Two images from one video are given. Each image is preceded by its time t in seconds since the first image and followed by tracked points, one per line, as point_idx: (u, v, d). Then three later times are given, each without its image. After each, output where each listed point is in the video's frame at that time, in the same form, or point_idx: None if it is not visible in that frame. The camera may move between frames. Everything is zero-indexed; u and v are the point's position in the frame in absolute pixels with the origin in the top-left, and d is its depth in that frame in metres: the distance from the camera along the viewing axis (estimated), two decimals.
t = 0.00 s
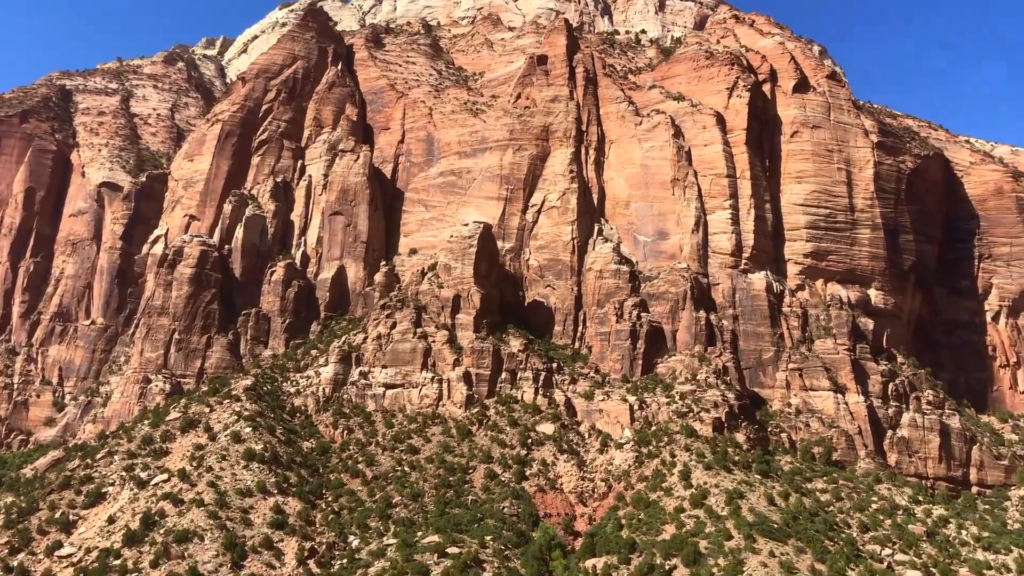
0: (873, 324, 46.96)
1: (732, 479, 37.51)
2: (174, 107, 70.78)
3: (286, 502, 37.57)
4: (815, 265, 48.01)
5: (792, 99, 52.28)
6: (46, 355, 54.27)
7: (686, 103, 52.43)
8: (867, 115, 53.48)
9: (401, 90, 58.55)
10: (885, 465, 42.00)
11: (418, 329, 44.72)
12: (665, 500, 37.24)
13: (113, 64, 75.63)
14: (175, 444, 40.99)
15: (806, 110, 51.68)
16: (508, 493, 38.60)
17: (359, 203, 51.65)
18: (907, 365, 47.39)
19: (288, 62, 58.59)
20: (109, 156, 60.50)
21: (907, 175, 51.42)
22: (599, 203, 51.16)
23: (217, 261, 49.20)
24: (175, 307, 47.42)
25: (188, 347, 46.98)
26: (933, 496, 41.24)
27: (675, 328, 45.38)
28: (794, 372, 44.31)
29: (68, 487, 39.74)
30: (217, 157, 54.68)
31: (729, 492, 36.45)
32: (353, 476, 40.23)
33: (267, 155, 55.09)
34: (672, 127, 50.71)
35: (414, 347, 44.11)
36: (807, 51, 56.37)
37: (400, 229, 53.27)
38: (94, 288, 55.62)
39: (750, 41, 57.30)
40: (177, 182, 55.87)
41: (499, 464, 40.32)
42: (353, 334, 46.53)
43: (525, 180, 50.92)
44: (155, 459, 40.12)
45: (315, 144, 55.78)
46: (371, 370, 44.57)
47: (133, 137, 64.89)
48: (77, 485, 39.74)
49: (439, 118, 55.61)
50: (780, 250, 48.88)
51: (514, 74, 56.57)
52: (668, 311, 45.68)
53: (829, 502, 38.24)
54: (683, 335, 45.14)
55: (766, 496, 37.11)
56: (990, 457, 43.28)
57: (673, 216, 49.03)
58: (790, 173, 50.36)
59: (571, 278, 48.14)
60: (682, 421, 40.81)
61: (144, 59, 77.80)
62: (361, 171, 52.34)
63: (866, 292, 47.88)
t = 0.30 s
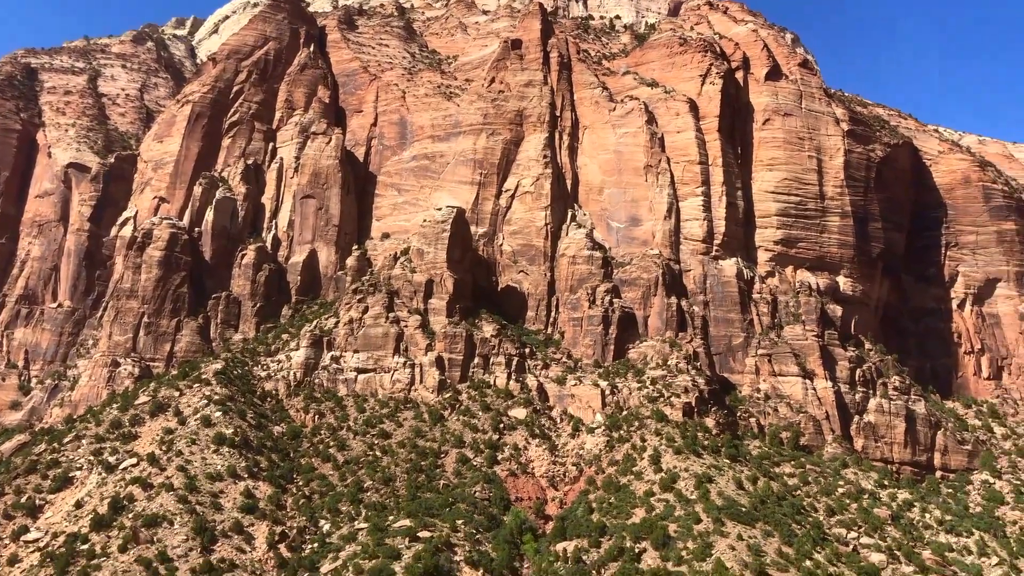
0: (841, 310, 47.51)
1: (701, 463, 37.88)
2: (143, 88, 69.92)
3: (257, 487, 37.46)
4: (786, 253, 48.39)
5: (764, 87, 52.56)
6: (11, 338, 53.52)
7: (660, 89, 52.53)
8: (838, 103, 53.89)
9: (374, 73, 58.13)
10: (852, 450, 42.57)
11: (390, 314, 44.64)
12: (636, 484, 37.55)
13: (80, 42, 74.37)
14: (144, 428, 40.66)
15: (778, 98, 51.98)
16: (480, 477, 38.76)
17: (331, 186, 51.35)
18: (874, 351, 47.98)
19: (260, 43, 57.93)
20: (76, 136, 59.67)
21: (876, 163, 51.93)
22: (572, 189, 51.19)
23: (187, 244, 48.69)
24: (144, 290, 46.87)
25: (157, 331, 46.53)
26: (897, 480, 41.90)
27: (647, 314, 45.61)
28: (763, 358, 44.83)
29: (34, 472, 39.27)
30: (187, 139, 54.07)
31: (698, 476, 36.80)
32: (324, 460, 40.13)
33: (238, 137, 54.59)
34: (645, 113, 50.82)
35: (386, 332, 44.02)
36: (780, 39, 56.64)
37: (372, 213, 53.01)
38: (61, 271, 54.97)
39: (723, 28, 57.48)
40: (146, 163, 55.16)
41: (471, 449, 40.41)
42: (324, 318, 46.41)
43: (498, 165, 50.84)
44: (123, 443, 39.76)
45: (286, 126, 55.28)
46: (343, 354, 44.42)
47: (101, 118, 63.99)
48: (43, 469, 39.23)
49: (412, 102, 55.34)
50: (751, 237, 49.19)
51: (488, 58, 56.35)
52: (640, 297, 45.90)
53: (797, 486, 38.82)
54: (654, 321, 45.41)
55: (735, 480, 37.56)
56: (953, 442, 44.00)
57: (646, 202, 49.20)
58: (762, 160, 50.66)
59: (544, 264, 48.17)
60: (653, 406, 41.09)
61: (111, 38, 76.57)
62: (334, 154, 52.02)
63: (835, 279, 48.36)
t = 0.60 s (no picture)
0: (808, 298, 48.00)
1: (670, 448, 38.19)
2: (109, 68, 68.86)
3: (225, 473, 37.23)
4: (755, 240, 48.72)
5: (735, 75, 52.78)
6: None
7: (632, 76, 52.58)
8: (808, 92, 54.27)
9: (345, 56, 57.60)
10: (818, 435, 43.11)
11: (361, 299, 44.41)
12: (605, 470, 37.78)
13: (43, 21, 72.91)
14: (110, 413, 40.19)
15: (749, 86, 52.24)
16: (450, 463, 38.78)
17: (301, 170, 50.92)
18: (841, 338, 48.53)
19: (229, 24, 57.17)
20: (40, 117, 58.68)
21: (844, 152, 52.40)
22: (544, 175, 51.14)
23: (154, 228, 48.04)
24: (110, 274, 46.16)
25: (123, 315, 45.94)
26: (862, 466, 42.51)
27: (617, 301, 45.73)
28: (731, 345, 45.18)
29: None
30: (154, 121, 53.34)
31: (667, 461, 37.10)
32: (293, 446, 39.96)
33: (207, 120, 53.90)
34: (617, 100, 50.85)
35: (356, 318, 43.79)
36: (751, 27, 56.86)
37: (342, 198, 52.64)
38: (25, 254, 54.09)
39: (695, 16, 57.60)
40: (112, 145, 54.30)
41: (441, 434, 40.40)
42: (294, 303, 46.13)
43: (470, 150, 50.69)
44: (89, 429, 39.28)
45: (255, 109, 54.67)
46: (312, 340, 44.20)
47: (65, 98, 62.96)
48: (6, 455, 38.61)
49: (383, 86, 54.95)
50: (721, 225, 49.45)
51: (460, 42, 56.05)
52: (611, 284, 45.99)
53: (763, 471, 39.32)
54: (625, 307, 45.58)
55: (703, 466, 37.93)
56: (917, 428, 44.67)
57: (617, 189, 49.29)
58: (732, 148, 50.91)
59: (515, 250, 48.14)
60: (622, 392, 41.29)
61: (76, 17, 75.17)
62: (304, 137, 51.58)
63: (803, 267, 48.78)
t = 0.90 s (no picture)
0: (780, 288, 48.40)
1: (642, 436, 38.47)
2: (77, 51, 67.81)
3: (196, 460, 37.01)
4: (727, 230, 48.97)
5: (710, 65, 52.94)
6: None
7: (607, 65, 52.58)
8: (781, 83, 54.56)
9: (318, 41, 57.10)
10: (788, 424, 43.58)
11: (333, 287, 44.18)
12: (578, 457, 37.96)
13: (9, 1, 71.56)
14: (79, 401, 39.75)
15: (723, 76, 52.42)
16: (423, 451, 38.79)
17: (273, 156, 50.50)
18: (811, 328, 48.99)
19: (201, 7, 56.44)
20: (7, 100, 57.71)
21: (817, 143, 52.78)
22: (519, 163, 51.06)
23: (124, 213, 47.49)
24: (79, 260, 45.61)
25: (93, 302, 45.40)
26: (831, 453, 43.05)
27: (591, 290, 45.85)
28: (703, 334, 45.48)
29: None
30: (124, 105, 52.67)
31: (639, 449, 37.37)
32: (265, 434, 39.78)
33: (178, 104, 53.26)
34: (592, 89, 50.87)
35: (328, 305, 43.58)
36: (726, 17, 56.99)
37: (315, 184, 52.24)
38: None
39: (670, 5, 57.66)
40: (81, 129, 53.52)
41: (414, 422, 40.38)
42: (266, 290, 45.81)
43: (444, 138, 50.50)
44: (57, 416, 38.82)
45: (227, 93, 54.08)
46: (285, 327, 43.91)
47: (33, 81, 61.95)
48: None
49: (357, 71, 54.54)
50: (694, 215, 49.65)
51: (435, 29, 55.71)
52: (585, 273, 46.07)
53: (734, 459, 39.75)
54: (598, 296, 45.66)
55: (674, 453, 38.27)
56: (885, 416, 45.24)
57: (592, 178, 49.36)
58: (706, 138, 51.12)
59: (489, 238, 48.10)
60: (595, 380, 41.43)
61: None
62: (276, 123, 51.12)
63: (775, 257, 49.12)
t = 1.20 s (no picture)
0: (754, 279, 48.65)
1: (618, 426, 38.69)
2: (48, 35, 66.83)
3: (170, 450, 36.77)
4: (703, 221, 49.16)
5: (687, 56, 53.03)
6: None
7: (585, 55, 52.52)
8: (758, 74, 54.78)
9: (294, 28, 56.60)
10: (762, 413, 43.94)
11: (309, 276, 43.94)
12: (554, 447, 38.09)
13: None
14: (51, 390, 39.32)
15: (700, 67, 52.56)
16: (399, 440, 38.76)
17: (248, 144, 50.07)
18: (786, 318, 49.30)
19: None
20: None
21: (792, 135, 53.06)
22: (496, 153, 50.93)
23: (97, 201, 46.97)
24: (51, 248, 45.13)
25: (65, 290, 44.95)
26: (804, 443, 43.48)
27: (568, 280, 45.90)
28: (679, 324, 45.70)
29: None
30: (97, 91, 52.04)
31: (615, 439, 37.57)
32: (240, 424, 39.58)
33: (151, 91, 52.67)
34: (569, 79, 50.84)
35: (304, 294, 43.35)
36: (703, 8, 57.07)
37: (291, 172, 51.81)
38: None
39: None
40: (52, 115, 52.81)
41: (390, 412, 40.31)
42: (241, 279, 45.45)
43: (421, 126, 50.27)
44: (28, 406, 38.39)
45: (202, 80, 53.52)
46: (260, 316, 43.63)
47: (2, 66, 61.00)
48: None
49: (333, 59, 54.15)
50: (671, 205, 49.77)
51: (413, 17, 55.38)
52: (562, 263, 46.11)
53: (708, 449, 40.12)
54: (575, 286, 45.74)
55: (650, 443, 38.51)
56: (858, 406, 45.66)
57: (569, 168, 49.37)
58: (682, 129, 51.20)
59: (466, 227, 48.01)
60: (572, 369, 41.56)
61: None
62: (252, 110, 50.67)
63: (750, 248, 49.36)
